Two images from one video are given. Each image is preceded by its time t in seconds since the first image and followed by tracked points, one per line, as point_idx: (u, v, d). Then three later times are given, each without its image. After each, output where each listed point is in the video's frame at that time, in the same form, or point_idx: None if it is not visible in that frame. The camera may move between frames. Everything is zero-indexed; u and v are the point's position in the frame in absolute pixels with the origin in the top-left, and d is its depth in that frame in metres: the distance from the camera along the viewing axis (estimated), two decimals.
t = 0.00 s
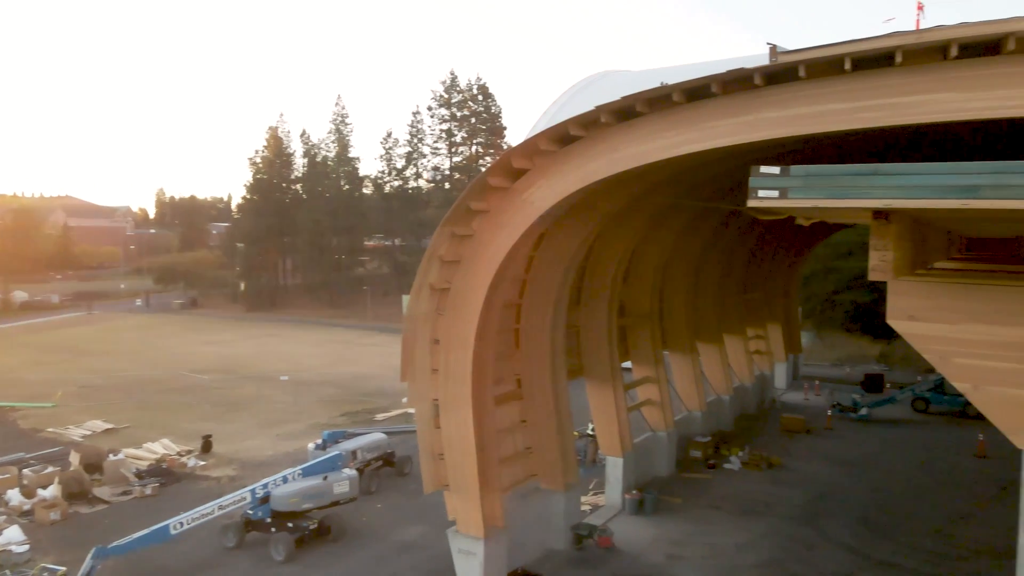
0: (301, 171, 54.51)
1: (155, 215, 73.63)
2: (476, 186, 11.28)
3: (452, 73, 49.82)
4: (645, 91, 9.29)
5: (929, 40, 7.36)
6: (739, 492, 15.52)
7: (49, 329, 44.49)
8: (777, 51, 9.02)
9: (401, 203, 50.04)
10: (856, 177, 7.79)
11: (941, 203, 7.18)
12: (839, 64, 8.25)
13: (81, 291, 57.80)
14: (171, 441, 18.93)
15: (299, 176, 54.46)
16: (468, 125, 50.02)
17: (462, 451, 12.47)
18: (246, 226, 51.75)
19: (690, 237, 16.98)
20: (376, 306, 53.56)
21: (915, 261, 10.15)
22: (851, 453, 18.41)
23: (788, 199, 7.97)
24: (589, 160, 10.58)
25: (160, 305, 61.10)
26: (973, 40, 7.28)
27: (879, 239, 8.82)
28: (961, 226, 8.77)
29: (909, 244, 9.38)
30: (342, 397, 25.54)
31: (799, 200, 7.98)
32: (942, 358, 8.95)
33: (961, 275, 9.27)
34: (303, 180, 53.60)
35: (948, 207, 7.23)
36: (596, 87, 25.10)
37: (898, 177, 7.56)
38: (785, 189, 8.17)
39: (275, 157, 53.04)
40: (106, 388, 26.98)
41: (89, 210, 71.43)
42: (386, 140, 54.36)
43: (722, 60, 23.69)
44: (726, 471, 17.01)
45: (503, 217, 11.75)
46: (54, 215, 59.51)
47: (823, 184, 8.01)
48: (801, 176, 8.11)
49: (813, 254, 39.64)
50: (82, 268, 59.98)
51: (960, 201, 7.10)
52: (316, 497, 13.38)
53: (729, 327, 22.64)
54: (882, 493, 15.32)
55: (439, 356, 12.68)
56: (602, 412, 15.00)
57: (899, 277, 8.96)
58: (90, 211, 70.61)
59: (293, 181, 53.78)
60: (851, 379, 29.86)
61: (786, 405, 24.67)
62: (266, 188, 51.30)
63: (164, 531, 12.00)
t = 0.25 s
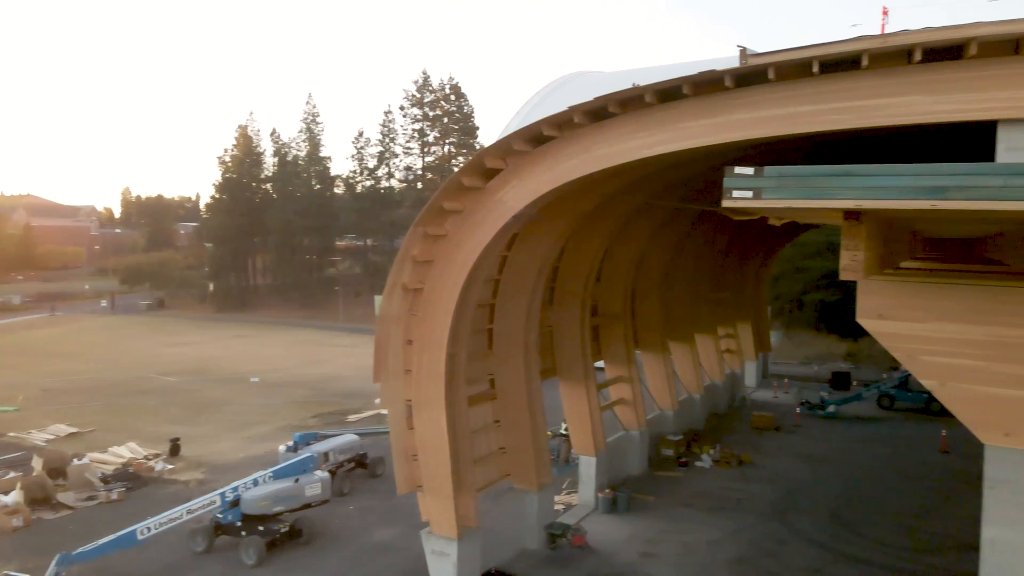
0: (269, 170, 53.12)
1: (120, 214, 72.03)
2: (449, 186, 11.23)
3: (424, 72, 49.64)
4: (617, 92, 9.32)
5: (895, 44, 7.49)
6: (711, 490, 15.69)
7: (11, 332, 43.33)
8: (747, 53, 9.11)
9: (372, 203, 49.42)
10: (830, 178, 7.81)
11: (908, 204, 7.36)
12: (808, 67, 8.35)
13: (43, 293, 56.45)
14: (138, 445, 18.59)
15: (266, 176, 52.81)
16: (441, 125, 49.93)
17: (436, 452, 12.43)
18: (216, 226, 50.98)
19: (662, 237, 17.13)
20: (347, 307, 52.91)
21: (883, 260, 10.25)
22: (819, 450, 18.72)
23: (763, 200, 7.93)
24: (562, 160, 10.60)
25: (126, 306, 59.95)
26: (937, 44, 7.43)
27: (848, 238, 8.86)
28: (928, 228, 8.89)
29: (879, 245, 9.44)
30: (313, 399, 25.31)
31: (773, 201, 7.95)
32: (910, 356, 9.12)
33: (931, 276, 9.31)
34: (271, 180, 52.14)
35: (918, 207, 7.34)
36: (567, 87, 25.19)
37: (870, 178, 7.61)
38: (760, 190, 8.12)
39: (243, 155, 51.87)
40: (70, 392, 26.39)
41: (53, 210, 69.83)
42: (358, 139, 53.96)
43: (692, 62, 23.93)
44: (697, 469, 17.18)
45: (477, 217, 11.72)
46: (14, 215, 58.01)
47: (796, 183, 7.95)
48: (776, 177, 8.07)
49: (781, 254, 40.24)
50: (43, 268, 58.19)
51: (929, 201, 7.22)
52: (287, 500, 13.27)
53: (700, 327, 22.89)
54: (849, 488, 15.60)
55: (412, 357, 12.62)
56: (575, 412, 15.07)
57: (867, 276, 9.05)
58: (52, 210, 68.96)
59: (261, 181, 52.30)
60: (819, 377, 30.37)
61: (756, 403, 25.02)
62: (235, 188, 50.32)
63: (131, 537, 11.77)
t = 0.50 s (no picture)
0: (239, 169, 52.61)
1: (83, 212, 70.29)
2: (421, 186, 11.18)
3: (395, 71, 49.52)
4: (588, 93, 9.34)
5: (860, 48, 7.60)
6: (682, 487, 15.85)
7: None
8: (718, 55, 9.17)
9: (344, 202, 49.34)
10: (800, 178, 7.89)
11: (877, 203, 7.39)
12: (777, 69, 8.43)
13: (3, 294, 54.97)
14: (103, 449, 18.24)
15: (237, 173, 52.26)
16: (412, 125, 49.96)
17: (408, 452, 12.40)
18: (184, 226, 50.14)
19: (634, 237, 17.28)
20: (320, 308, 52.70)
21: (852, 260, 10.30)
22: (787, 447, 19.04)
23: (737, 198, 7.82)
24: (533, 160, 10.61)
25: (89, 307, 58.65)
26: (901, 48, 7.54)
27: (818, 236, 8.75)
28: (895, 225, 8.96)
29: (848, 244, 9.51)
30: (284, 400, 25.10)
31: (746, 199, 7.90)
32: (878, 354, 9.06)
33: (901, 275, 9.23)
34: (241, 179, 51.40)
35: (887, 207, 7.45)
36: (539, 88, 25.26)
37: (840, 178, 7.71)
38: (733, 190, 8.14)
39: (211, 153, 51.02)
40: (31, 396, 25.77)
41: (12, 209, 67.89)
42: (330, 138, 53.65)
43: (663, 64, 24.17)
44: (669, 467, 17.37)
45: (450, 216, 11.68)
46: None
47: (767, 183, 8.01)
48: (748, 177, 8.10)
49: (751, 254, 40.54)
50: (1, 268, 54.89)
51: (897, 201, 7.34)
52: (257, 503, 13.16)
53: (672, 326, 23.14)
54: (816, 484, 15.90)
55: (384, 357, 12.57)
56: (547, 411, 15.15)
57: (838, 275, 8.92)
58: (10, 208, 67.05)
59: (230, 179, 51.16)
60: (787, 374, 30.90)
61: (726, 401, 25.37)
62: (202, 186, 49.37)
63: (96, 542, 11.54)
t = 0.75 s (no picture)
0: (207, 168, 51.77)
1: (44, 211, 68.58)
2: (393, 186, 11.11)
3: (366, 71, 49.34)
4: (559, 93, 9.32)
5: (826, 52, 7.62)
6: (654, 486, 15.97)
7: None
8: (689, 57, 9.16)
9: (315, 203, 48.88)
10: (775, 180, 7.62)
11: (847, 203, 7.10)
12: (746, 72, 8.44)
13: None
14: (65, 454, 17.82)
15: (204, 172, 50.99)
16: (383, 124, 49.86)
17: (380, 454, 12.32)
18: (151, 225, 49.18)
19: (605, 237, 17.42)
20: (291, 309, 52.07)
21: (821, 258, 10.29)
22: (756, 444, 19.35)
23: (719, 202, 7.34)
24: (505, 160, 10.58)
25: (50, 308, 57.21)
26: (866, 52, 7.58)
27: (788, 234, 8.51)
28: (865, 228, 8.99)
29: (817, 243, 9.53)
30: (253, 402, 24.80)
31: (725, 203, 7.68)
32: (845, 352, 9.07)
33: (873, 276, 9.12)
34: (208, 177, 50.45)
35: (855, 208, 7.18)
36: (512, 88, 25.24)
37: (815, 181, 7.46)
38: (707, 192, 7.88)
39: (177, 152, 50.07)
40: None
41: None
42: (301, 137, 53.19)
43: (635, 66, 24.32)
44: (640, 465, 17.52)
45: (422, 217, 11.62)
46: None
47: (741, 184, 7.77)
48: (722, 179, 7.84)
49: (720, 254, 41.17)
50: None
51: (864, 202, 7.14)
52: (225, 507, 12.98)
53: (643, 325, 23.36)
54: (784, 480, 16.16)
55: (356, 358, 12.46)
56: (520, 411, 15.19)
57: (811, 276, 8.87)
58: None
59: (198, 178, 50.26)
60: (756, 373, 31.40)
61: (696, 399, 25.69)
62: (168, 185, 48.34)
63: (58, 549, 11.25)
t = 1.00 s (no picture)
0: (173, 167, 50.82)
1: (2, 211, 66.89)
2: (364, 186, 11.02)
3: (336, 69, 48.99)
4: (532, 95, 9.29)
5: (793, 56, 7.56)
6: (626, 485, 16.06)
7: None
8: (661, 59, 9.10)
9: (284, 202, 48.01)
10: (748, 183, 7.21)
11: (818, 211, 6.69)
12: (716, 73, 8.39)
13: None
14: (26, 459, 17.38)
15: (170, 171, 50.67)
16: (354, 123, 49.70)
17: (352, 456, 12.23)
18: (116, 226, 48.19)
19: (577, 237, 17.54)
20: (257, 309, 50.83)
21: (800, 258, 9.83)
22: (725, 442, 19.58)
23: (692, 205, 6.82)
24: (477, 159, 10.52)
25: (9, 310, 55.76)
26: (831, 56, 7.51)
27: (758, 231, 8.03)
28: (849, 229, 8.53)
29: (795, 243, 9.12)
30: (221, 404, 24.47)
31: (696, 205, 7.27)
32: (816, 351, 8.62)
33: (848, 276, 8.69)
34: (175, 177, 49.80)
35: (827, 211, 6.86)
36: (485, 88, 25.23)
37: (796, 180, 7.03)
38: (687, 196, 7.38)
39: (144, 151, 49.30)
40: None
41: None
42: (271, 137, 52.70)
43: (607, 67, 24.43)
44: (612, 464, 17.63)
45: (394, 217, 11.54)
46: None
47: (715, 188, 7.34)
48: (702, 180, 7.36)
49: (691, 254, 41.73)
50: None
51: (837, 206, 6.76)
52: (193, 511, 12.75)
53: (615, 325, 23.55)
54: (752, 478, 16.33)
55: (327, 359, 12.37)
56: (492, 411, 15.21)
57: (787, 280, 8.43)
58: None
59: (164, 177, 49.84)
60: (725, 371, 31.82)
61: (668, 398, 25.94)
62: (133, 184, 47.90)
63: (20, 557, 10.98)
